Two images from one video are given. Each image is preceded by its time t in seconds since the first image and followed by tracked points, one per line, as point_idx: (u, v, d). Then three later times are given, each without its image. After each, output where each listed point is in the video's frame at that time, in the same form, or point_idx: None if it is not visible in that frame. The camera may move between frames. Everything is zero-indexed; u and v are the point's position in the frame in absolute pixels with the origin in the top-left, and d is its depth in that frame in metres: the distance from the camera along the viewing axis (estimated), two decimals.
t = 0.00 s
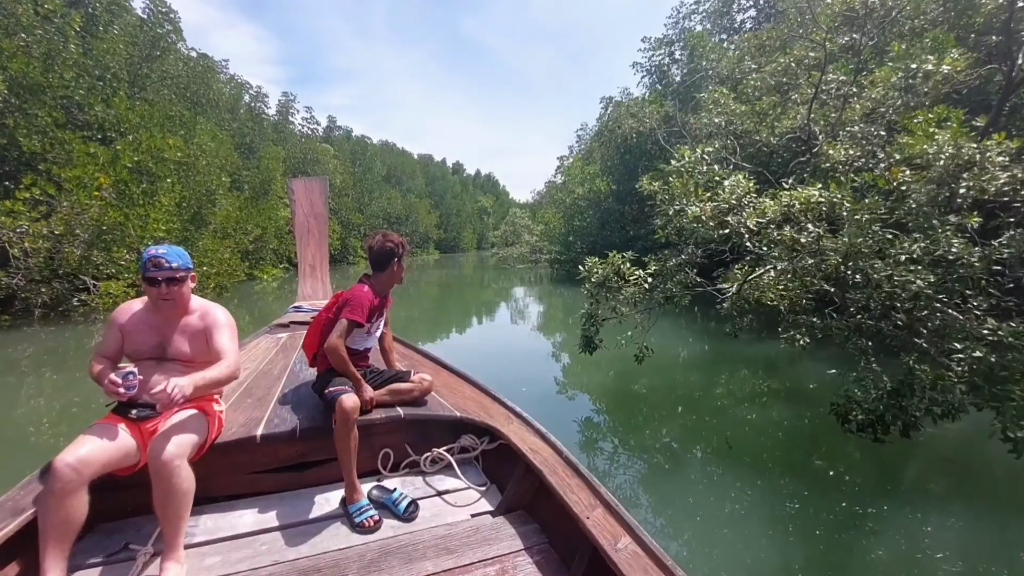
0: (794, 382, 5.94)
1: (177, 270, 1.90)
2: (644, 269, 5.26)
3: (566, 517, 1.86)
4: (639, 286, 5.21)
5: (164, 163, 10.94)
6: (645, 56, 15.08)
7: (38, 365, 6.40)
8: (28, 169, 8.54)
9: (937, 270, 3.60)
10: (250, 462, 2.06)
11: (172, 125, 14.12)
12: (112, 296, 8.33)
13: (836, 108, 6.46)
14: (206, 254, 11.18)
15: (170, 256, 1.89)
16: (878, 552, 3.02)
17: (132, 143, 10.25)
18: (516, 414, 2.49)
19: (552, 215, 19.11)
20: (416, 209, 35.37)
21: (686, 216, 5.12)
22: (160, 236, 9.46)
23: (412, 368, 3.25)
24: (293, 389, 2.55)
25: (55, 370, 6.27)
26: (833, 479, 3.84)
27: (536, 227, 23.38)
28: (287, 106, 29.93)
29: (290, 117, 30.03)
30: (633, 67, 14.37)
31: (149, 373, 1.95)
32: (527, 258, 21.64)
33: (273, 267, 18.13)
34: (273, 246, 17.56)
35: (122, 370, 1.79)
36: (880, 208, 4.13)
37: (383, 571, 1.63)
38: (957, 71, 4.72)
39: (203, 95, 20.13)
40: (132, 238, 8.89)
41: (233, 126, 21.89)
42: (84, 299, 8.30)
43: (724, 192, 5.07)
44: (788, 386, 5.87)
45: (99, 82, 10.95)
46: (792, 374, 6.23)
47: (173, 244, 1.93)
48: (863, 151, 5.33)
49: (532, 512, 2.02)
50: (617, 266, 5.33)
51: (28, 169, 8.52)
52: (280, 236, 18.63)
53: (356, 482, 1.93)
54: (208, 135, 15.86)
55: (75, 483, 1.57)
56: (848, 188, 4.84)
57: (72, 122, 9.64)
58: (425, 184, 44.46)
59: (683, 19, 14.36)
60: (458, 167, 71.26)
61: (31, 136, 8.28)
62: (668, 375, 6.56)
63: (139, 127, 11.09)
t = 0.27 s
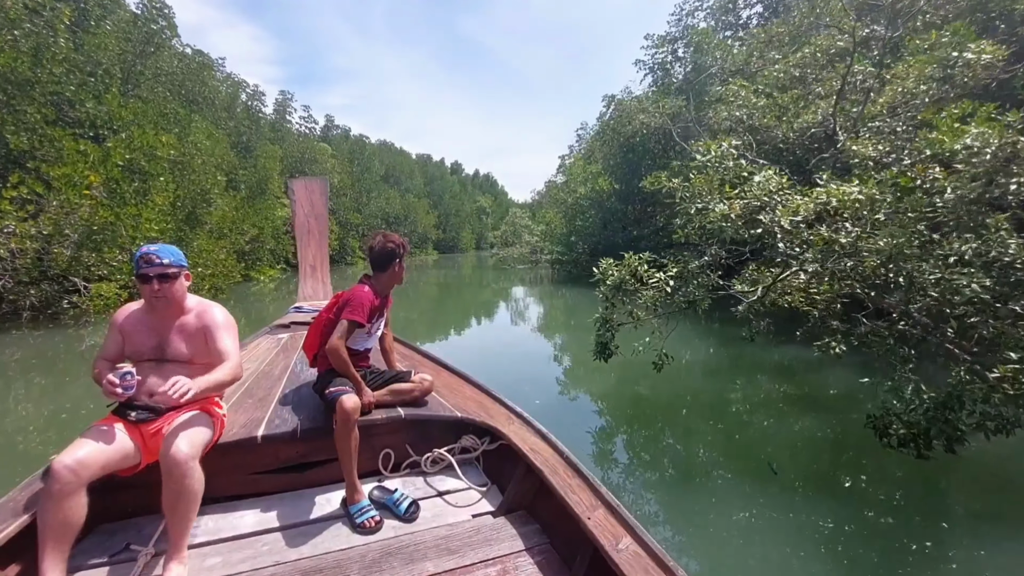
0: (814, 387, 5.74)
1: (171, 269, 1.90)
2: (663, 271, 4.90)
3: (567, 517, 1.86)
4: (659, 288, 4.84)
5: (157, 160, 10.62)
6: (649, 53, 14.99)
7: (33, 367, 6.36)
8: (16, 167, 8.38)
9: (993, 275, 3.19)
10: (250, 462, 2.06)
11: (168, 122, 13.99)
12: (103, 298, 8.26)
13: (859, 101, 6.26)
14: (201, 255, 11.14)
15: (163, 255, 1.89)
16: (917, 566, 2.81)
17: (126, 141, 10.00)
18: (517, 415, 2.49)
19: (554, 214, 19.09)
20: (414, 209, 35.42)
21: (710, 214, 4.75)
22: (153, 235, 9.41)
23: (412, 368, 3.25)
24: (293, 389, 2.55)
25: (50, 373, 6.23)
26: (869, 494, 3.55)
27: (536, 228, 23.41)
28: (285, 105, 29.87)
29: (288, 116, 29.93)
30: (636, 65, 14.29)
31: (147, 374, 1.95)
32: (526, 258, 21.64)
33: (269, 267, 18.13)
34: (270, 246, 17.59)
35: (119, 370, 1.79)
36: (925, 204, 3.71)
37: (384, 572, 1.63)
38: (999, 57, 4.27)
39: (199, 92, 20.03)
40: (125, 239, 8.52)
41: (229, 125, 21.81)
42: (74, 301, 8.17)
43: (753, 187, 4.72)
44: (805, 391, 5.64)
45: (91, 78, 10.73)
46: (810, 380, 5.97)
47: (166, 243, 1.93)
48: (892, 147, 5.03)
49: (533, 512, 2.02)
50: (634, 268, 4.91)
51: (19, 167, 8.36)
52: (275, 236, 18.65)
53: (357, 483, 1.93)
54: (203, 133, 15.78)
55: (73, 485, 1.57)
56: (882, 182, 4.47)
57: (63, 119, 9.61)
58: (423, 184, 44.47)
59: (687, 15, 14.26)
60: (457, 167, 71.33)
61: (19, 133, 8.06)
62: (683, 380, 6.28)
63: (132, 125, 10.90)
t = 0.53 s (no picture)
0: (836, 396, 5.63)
1: (172, 270, 1.90)
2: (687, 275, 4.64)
3: (567, 516, 1.85)
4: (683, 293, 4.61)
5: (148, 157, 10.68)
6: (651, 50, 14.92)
7: (30, 367, 6.38)
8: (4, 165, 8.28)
9: None
10: (252, 462, 2.07)
11: (161, 120, 13.98)
12: (94, 300, 8.22)
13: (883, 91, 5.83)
14: (196, 256, 11.14)
15: (163, 256, 1.89)
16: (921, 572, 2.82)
17: (116, 138, 9.95)
18: (519, 414, 2.48)
19: (556, 214, 19.07)
20: (413, 209, 35.49)
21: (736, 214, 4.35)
22: (146, 235, 9.41)
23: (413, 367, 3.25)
24: (294, 389, 2.56)
25: (47, 374, 6.25)
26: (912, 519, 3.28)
27: (535, 227, 23.40)
28: (282, 105, 29.91)
29: (285, 115, 29.95)
30: (638, 62, 14.24)
31: (148, 375, 1.96)
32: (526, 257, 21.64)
33: (266, 268, 18.14)
34: (267, 246, 17.65)
35: (120, 370, 1.79)
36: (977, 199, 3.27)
37: (385, 572, 1.63)
38: None
39: (193, 90, 19.99)
40: (115, 239, 8.49)
41: (225, 124, 21.79)
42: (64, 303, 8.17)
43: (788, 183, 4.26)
44: (826, 399, 5.51)
45: (83, 74, 10.68)
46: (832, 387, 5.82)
47: (166, 244, 1.93)
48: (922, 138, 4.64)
49: (535, 512, 2.02)
50: (653, 270, 4.74)
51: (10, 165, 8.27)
52: (272, 236, 18.69)
53: (359, 483, 1.93)
54: (199, 131, 15.77)
55: (75, 485, 1.58)
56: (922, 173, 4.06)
57: (54, 115, 9.73)
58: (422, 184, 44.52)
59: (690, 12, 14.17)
60: (457, 167, 71.39)
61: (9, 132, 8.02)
62: (703, 386, 6.09)
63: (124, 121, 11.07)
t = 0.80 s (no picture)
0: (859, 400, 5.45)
1: (173, 270, 1.91)
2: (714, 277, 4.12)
3: (569, 516, 1.85)
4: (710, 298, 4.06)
5: (140, 155, 10.53)
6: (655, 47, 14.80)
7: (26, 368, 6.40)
8: None
9: None
10: (254, 462, 2.08)
11: (154, 117, 13.92)
12: (83, 302, 8.20)
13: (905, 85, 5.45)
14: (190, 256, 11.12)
15: (165, 256, 1.89)
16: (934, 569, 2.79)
17: (106, 135, 9.83)
18: (520, 414, 2.48)
19: (557, 213, 19.04)
20: (411, 208, 35.50)
21: (772, 207, 3.90)
22: (137, 235, 9.36)
23: (414, 368, 3.25)
24: (296, 389, 2.56)
25: (43, 374, 6.27)
26: (971, 544, 2.99)
27: (535, 227, 23.38)
28: (280, 104, 29.89)
29: (283, 114, 29.91)
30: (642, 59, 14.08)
31: (151, 375, 1.96)
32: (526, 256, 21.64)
33: (262, 268, 18.14)
34: (263, 246, 17.68)
35: (125, 369, 1.80)
36: None
37: (387, 571, 1.63)
38: None
39: (188, 86, 20.01)
40: (105, 241, 8.44)
41: (221, 122, 21.76)
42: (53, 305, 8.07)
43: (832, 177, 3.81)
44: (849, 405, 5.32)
45: (73, 68, 10.56)
46: (857, 394, 5.57)
47: (168, 245, 1.94)
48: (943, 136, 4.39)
49: (536, 511, 2.02)
50: (676, 273, 4.20)
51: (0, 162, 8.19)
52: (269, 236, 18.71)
53: (360, 482, 1.93)
54: (192, 128, 15.68)
55: (81, 485, 1.59)
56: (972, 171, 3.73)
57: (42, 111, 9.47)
58: (420, 184, 44.51)
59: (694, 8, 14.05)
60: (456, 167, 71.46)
61: None
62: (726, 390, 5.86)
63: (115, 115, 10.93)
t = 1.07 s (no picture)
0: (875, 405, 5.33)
1: (170, 270, 1.91)
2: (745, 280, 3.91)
3: (569, 516, 1.85)
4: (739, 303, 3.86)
5: (130, 151, 10.46)
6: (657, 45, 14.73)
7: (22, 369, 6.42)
8: None
9: None
10: (254, 461, 2.08)
11: (146, 115, 13.89)
12: (72, 303, 8.35)
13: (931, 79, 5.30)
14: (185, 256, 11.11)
15: (161, 256, 1.90)
16: None
17: (95, 131, 9.70)
18: (520, 414, 2.48)
19: (558, 212, 19.02)
20: (409, 208, 35.51)
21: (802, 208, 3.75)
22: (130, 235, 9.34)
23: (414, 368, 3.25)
24: (296, 389, 2.56)
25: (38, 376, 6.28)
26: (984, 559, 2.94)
27: (536, 227, 23.36)
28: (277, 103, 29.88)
29: (281, 113, 29.87)
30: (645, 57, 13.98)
31: (151, 375, 1.96)
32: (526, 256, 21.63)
33: (258, 269, 18.14)
34: (260, 247, 17.70)
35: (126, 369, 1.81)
36: None
37: (387, 570, 1.64)
38: None
39: (182, 82, 20.24)
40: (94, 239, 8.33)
41: (216, 121, 21.73)
42: (41, 307, 8.30)
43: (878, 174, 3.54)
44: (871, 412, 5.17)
45: (62, 64, 10.62)
46: (883, 400, 5.38)
47: (164, 245, 1.94)
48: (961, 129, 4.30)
49: (536, 512, 2.01)
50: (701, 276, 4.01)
51: None
52: (266, 236, 18.72)
53: (361, 482, 1.93)
54: (187, 126, 15.60)
55: (82, 484, 1.59)
56: None
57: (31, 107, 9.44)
58: (419, 183, 44.50)
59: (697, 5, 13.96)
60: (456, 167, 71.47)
61: None
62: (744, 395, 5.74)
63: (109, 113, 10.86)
